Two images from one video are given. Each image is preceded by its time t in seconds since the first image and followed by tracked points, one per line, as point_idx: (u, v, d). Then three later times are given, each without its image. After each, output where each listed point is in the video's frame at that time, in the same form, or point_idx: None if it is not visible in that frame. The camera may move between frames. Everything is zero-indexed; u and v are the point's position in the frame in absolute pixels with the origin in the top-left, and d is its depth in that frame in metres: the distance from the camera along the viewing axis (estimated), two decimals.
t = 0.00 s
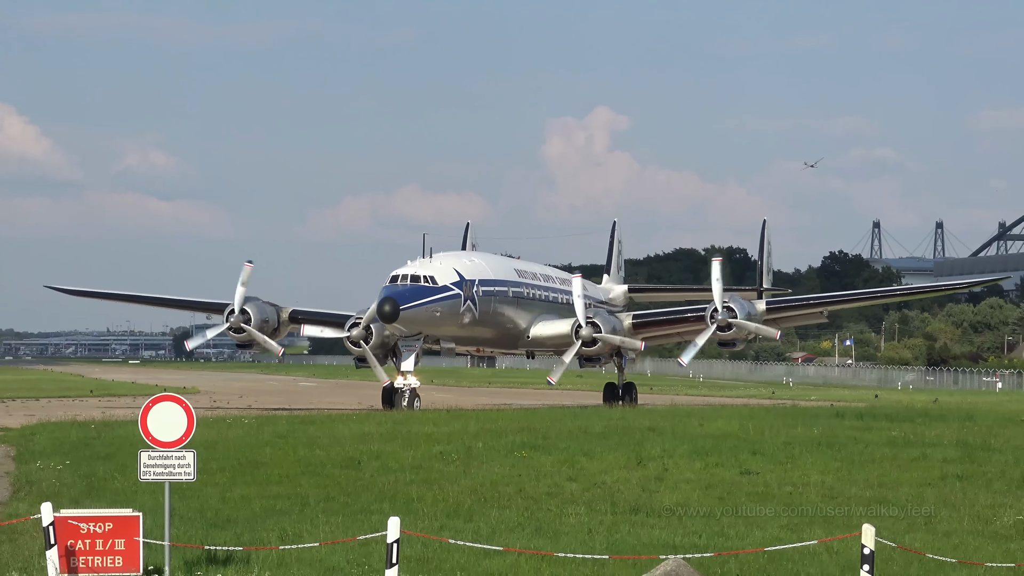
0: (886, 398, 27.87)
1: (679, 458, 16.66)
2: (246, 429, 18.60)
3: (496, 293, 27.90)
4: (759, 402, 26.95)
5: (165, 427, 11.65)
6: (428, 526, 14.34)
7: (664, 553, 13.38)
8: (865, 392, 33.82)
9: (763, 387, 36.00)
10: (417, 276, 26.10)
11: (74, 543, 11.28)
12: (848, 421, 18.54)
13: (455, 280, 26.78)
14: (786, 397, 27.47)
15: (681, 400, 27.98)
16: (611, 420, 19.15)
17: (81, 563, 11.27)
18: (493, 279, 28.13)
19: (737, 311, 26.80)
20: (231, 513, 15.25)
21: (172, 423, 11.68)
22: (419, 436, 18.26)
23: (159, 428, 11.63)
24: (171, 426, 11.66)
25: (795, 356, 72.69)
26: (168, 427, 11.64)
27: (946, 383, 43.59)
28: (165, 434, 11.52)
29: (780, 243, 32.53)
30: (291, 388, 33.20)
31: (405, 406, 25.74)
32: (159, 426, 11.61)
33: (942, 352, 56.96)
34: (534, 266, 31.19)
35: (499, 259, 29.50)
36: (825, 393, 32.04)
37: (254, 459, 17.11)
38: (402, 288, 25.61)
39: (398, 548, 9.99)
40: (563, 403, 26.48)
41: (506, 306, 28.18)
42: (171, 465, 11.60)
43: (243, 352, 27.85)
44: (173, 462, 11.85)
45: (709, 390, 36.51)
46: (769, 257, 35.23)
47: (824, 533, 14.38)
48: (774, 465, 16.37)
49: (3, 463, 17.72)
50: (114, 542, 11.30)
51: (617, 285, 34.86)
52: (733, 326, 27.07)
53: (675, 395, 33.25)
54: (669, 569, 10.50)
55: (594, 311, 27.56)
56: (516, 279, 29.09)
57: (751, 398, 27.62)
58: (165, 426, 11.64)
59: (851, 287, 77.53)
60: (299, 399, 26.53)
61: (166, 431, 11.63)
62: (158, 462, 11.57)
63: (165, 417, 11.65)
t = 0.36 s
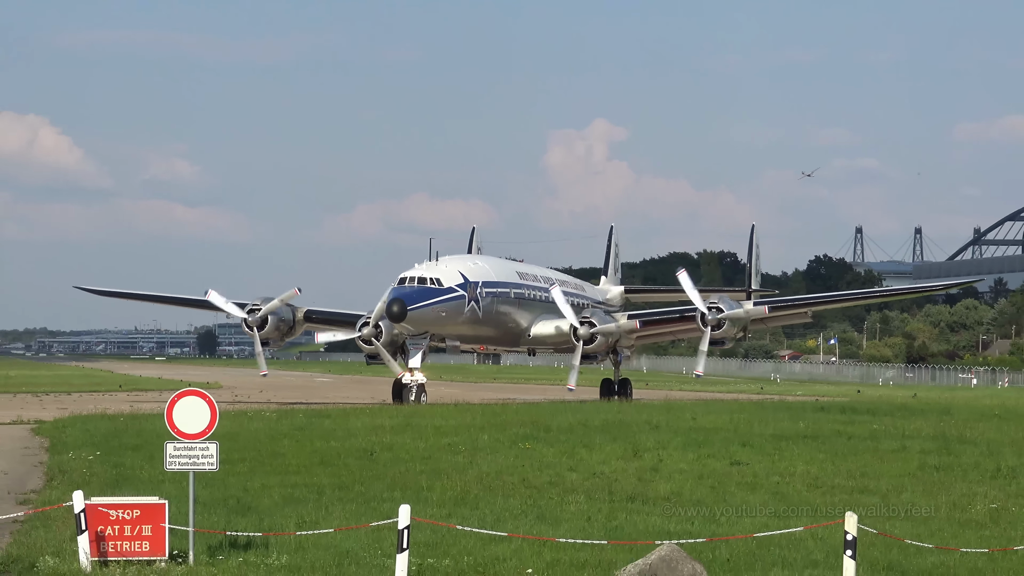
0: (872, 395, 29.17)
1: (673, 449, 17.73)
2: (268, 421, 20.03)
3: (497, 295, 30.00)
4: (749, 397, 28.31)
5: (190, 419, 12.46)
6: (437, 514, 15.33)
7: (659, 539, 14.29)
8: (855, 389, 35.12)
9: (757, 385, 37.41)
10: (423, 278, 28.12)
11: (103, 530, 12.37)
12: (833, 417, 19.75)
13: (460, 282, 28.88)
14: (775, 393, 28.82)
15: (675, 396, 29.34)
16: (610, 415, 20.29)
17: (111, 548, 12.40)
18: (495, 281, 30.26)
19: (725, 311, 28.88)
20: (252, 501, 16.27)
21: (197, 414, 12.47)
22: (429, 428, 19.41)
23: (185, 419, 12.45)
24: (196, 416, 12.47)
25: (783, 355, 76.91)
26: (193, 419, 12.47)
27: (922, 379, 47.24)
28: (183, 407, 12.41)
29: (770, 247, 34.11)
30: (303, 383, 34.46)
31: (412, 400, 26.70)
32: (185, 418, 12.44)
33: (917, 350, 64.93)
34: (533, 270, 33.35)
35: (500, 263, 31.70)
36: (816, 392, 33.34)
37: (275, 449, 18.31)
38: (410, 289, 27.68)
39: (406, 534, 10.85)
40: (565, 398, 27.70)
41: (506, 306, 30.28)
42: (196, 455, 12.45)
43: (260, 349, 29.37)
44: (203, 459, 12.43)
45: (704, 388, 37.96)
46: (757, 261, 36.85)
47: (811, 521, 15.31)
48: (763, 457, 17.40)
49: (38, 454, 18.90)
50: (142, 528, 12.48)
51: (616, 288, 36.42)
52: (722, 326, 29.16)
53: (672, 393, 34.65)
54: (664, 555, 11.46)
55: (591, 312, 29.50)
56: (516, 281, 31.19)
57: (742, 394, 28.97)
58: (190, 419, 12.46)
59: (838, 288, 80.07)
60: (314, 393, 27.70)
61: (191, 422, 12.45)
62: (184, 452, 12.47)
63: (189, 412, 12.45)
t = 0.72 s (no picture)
0: (854, 392, 30.63)
1: (665, 441, 18.94)
2: (280, 416, 21.25)
3: (499, 295, 31.13)
4: (738, 392, 29.72)
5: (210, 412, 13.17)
6: (444, 502, 16.36)
7: (653, 525, 15.21)
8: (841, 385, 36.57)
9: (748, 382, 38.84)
10: (428, 279, 29.18)
11: (129, 517, 13.37)
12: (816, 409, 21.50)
13: (463, 283, 29.96)
14: (762, 390, 30.25)
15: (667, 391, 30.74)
16: (607, 409, 21.85)
17: (135, 535, 13.40)
18: (496, 282, 31.36)
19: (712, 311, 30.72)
20: (269, 491, 17.26)
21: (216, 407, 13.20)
22: (434, 422, 20.65)
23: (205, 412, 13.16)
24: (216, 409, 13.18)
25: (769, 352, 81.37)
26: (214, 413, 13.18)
27: (902, 374, 49.10)
28: (206, 401, 13.16)
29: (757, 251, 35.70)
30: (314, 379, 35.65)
31: (418, 395, 27.78)
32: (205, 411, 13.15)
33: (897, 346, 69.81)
34: (533, 271, 34.51)
35: (501, 265, 32.84)
36: (802, 387, 34.83)
37: (290, 441, 19.51)
38: (415, 289, 28.75)
39: (417, 522, 11.63)
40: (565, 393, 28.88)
41: (507, 307, 31.44)
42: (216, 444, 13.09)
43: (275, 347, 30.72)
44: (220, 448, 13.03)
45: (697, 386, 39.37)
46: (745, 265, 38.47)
47: (795, 508, 16.25)
48: (751, 449, 18.55)
49: (67, 449, 20.05)
50: (165, 516, 13.44)
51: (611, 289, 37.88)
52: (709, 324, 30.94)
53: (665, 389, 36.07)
54: (656, 541, 12.56)
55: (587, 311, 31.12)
56: (516, 282, 32.34)
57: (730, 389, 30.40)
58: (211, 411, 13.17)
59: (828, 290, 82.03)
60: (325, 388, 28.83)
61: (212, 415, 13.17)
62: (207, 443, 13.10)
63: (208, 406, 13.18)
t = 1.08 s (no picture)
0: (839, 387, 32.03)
1: (658, 433, 20.32)
2: (293, 413, 22.54)
3: (501, 296, 32.32)
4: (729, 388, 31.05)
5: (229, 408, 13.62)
6: (450, 490, 17.43)
7: (647, 511, 16.12)
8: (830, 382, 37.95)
9: (741, 378, 40.25)
10: (434, 281, 30.34)
11: (154, 507, 13.97)
12: (801, 402, 24.07)
13: (467, 285, 31.12)
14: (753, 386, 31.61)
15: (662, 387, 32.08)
16: (604, 404, 23.51)
17: (160, 524, 13.99)
18: (499, 283, 32.53)
19: (704, 310, 32.03)
20: (285, 482, 18.27)
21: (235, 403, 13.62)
22: (442, 416, 21.97)
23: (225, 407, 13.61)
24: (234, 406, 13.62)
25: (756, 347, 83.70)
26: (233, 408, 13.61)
27: (882, 369, 52.87)
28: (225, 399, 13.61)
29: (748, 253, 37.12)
30: (324, 377, 36.90)
31: (424, 391, 28.99)
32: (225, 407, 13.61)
33: (876, 342, 72.52)
34: (534, 273, 35.70)
35: (503, 267, 34.03)
36: (792, 382, 36.22)
37: (305, 433, 20.79)
38: (421, 292, 29.92)
39: (424, 510, 12.22)
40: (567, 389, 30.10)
41: (509, 307, 32.64)
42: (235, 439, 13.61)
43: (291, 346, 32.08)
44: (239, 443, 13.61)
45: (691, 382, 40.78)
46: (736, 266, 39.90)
47: (783, 495, 17.08)
48: (737, 440, 20.00)
49: (95, 442, 21.54)
50: (188, 506, 14.05)
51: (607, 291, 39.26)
52: (701, 323, 32.26)
53: (660, 385, 37.45)
54: (651, 527, 12.99)
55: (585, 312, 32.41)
56: (518, 284, 33.53)
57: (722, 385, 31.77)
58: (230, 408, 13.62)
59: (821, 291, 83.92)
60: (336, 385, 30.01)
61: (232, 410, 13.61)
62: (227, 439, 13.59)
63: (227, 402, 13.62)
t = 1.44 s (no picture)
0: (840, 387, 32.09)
1: (663, 434, 20.47)
2: (300, 414, 22.68)
3: (505, 297, 32.42)
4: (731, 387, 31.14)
5: (237, 410, 13.59)
6: (455, 490, 17.51)
7: (652, 511, 16.20)
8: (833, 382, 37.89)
9: (742, 379, 40.38)
10: (438, 282, 30.44)
11: (161, 508, 14.06)
12: (806, 403, 24.15)
13: (471, 286, 31.23)
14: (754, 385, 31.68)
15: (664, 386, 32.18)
16: (609, 404, 23.69)
17: (167, 524, 14.07)
18: (502, 284, 32.63)
19: (706, 311, 32.10)
20: (291, 481, 18.35)
21: (244, 404, 13.58)
22: (447, 417, 22.14)
23: (231, 407, 13.57)
24: (243, 408, 13.58)
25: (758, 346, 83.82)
26: (241, 411, 13.58)
27: (885, 369, 53.05)
28: (233, 397, 13.60)
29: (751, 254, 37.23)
30: (329, 377, 37.03)
31: (428, 391, 29.05)
32: (231, 408, 13.58)
33: (879, 342, 72.57)
34: (537, 274, 35.81)
35: (506, 268, 34.14)
36: (793, 382, 36.31)
37: (311, 434, 20.93)
38: (425, 292, 30.03)
39: (430, 510, 12.28)
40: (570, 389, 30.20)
41: (513, 308, 32.75)
42: (245, 440, 13.65)
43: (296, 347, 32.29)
44: (247, 444, 13.66)
45: (693, 382, 40.91)
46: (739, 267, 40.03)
47: (786, 494, 17.20)
48: (741, 439, 20.17)
49: (103, 442, 21.69)
50: (194, 506, 14.12)
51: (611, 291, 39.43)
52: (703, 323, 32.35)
53: (662, 384, 37.60)
54: (656, 527, 13.06)
55: (589, 313, 32.53)
56: (522, 284, 33.63)
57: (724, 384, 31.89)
58: (238, 409, 13.59)
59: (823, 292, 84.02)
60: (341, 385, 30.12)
61: (240, 412, 13.58)
62: (234, 440, 13.63)
63: (233, 402, 13.58)
